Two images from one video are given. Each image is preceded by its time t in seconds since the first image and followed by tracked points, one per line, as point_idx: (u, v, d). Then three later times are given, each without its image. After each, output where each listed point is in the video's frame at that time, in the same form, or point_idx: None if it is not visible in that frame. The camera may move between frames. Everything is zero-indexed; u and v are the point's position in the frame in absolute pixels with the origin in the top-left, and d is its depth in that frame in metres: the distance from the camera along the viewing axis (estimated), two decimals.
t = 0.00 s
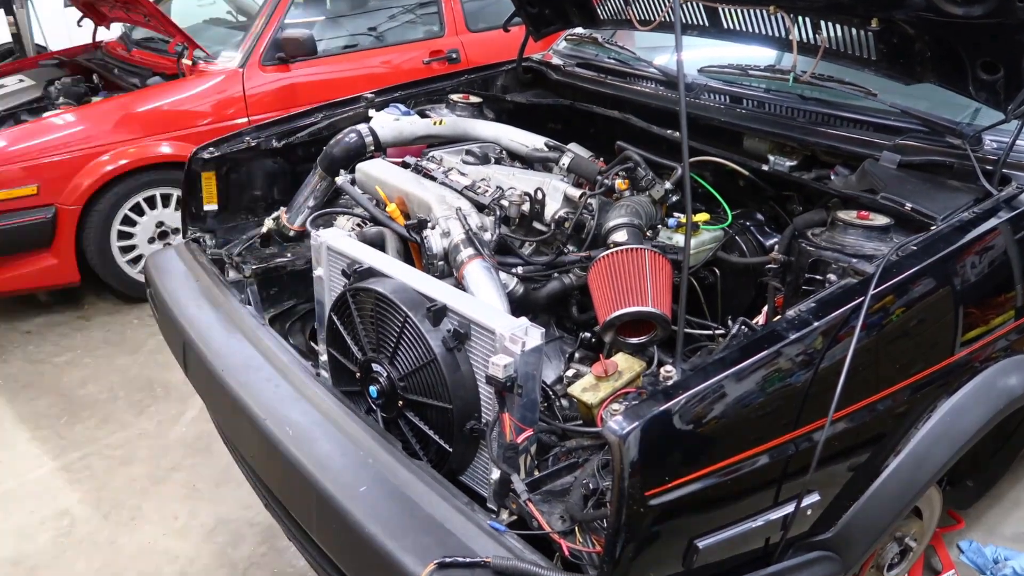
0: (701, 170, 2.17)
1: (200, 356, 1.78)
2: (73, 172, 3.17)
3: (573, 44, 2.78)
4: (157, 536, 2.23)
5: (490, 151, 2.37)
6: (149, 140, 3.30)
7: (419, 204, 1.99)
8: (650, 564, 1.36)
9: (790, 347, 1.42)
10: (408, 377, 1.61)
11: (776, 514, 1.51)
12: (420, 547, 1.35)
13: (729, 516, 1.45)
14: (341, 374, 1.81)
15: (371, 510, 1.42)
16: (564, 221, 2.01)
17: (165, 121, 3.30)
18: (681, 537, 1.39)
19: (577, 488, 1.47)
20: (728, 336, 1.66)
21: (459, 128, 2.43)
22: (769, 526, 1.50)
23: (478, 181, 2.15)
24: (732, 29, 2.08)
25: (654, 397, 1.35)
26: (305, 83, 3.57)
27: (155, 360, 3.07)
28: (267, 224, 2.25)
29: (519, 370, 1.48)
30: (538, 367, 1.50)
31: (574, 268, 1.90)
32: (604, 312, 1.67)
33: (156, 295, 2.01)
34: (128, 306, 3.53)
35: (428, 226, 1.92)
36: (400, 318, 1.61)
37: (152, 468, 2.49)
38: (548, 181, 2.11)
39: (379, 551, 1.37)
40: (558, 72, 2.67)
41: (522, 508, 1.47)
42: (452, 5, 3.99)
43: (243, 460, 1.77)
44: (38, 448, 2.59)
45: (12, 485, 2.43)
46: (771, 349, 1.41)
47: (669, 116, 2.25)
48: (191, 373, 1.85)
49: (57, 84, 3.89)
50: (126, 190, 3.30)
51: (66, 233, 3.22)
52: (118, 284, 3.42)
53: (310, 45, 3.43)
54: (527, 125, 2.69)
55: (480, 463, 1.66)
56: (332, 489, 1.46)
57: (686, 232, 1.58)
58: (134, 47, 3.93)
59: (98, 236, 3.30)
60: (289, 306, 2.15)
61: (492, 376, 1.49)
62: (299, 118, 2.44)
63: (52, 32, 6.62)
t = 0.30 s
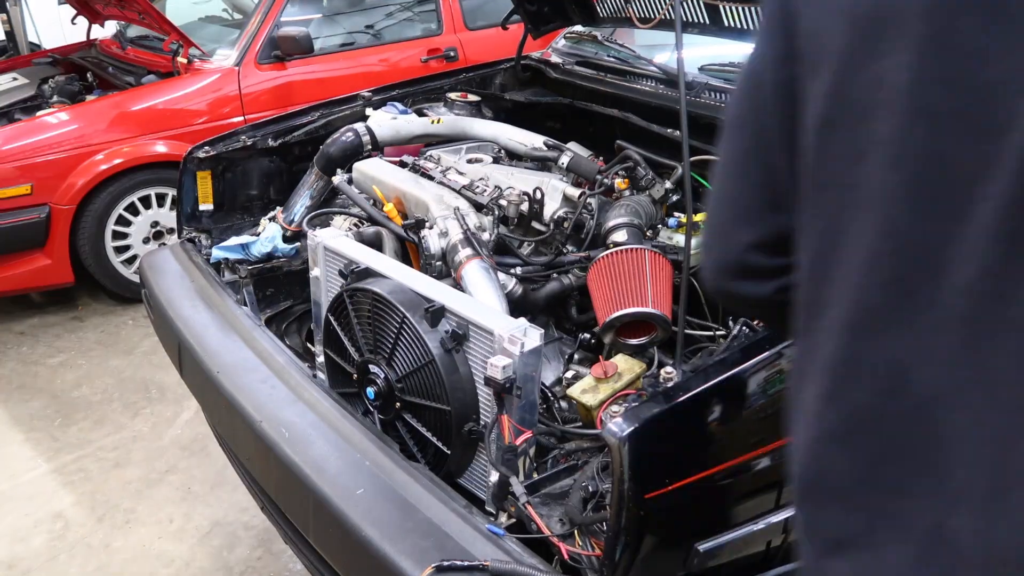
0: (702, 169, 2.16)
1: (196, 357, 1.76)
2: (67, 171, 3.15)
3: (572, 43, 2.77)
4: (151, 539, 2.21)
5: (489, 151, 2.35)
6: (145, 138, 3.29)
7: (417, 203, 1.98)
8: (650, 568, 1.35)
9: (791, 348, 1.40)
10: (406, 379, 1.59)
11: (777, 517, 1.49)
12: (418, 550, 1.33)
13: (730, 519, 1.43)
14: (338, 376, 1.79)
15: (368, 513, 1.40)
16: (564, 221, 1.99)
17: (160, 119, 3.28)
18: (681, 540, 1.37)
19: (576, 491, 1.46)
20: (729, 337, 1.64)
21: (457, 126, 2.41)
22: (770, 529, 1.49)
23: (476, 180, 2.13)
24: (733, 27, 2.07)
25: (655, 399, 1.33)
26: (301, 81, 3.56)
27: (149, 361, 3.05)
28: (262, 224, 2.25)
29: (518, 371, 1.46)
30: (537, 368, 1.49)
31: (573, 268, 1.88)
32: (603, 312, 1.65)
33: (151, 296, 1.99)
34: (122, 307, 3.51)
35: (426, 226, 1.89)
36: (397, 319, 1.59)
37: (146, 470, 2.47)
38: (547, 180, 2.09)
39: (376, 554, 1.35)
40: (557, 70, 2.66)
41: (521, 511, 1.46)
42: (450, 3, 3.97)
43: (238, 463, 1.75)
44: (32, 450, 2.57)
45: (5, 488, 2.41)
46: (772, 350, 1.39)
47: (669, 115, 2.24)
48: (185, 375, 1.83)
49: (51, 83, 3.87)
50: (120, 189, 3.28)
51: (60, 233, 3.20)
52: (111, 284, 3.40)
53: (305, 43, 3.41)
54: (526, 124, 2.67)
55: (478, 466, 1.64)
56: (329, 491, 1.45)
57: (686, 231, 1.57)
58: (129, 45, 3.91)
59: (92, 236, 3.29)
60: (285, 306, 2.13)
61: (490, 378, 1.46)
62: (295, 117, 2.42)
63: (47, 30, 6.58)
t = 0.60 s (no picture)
0: (702, 168, 2.14)
1: (191, 358, 1.74)
2: (61, 171, 3.13)
3: (571, 41, 2.75)
4: (146, 542, 2.19)
5: (488, 150, 2.33)
6: (140, 137, 3.27)
7: (414, 203, 1.96)
8: (649, 571, 1.33)
9: (793, 349, 1.38)
10: (404, 380, 1.58)
11: (779, 519, 1.47)
12: (416, 553, 1.31)
13: (732, 521, 1.41)
14: (335, 378, 1.77)
15: (365, 516, 1.38)
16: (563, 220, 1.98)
17: (155, 118, 3.26)
18: (681, 543, 1.35)
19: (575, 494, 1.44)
20: (730, 337, 1.63)
21: (455, 125, 2.39)
22: (772, 532, 1.47)
23: (475, 179, 2.11)
24: (734, 25, 2.06)
25: (655, 401, 1.31)
26: (297, 80, 3.54)
27: (144, 362, 3.04)
28: (258, 224, 2.23)
29: (516, 373, 1.44)
30: (536, 369, 1.47)
31: (573, 269, 1.86)
32: (603, 313, 1.63)
33: (146, 295, 1.97)
34: (116, 307, 3.49)
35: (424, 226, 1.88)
36: (394, 320, 1.57)
37: (141, 473, 2.46)
38: (546, 179, 2.08)
39: (374, 557, 1.33)
40: (557, 68, 2.64)
41: (519, 514, 1.43)
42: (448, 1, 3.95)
43: (234, 465, 1.73)
44: (25, 452, 2.55)
45: None
46: (774, 352, 1.37)
47: (670, 113, 2.22)
48: (181, 376, 1.81)
49: (45, 80, 3.85)
50: (115, 188, 3.26)
51: (54, 233, 3.18)
52: (105, 284, 3.38)
53: (302, 41, 3.41)
54: (525, 123, 2.66)
55: (477, 468, 1.62)
56: (326, 494, 1.43)
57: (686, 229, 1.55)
58: (123, 43, 3.89)
59: (87, 235, 3.27)
60: (281, 307, 2.11)
61: (488, 379, 1.44)
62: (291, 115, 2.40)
63: (40, 28, 6.54)
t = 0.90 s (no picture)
0: (703, 168, 2.12)
1: (187, 359, 1.73)
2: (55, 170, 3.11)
3: (571, 38, 2.72)
4: (141, 545, 2.18)
5: (486, 149, 2.31)
6: (135, 137, 3.25)
7: (412, 202, 1.94)
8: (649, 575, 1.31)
9: (794, 350, 1.36)
10: (401, 382, 1.56)
11: (780, 522, 1.46)
12: (413, 557, 1.30)
13: (733, 524, 1.40)
14: (331, 379, 1.75)
15: (363, 519, 1.37)
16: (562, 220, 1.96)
17: (150, 116, 3.25)
18: (681, 546, 1.34)
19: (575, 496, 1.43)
20: (731, 339, 1.61)
21: (453, 125, 2.38)
22: (773, 535, 1.45)
23: (473, 179, 2.10)
24: (735, 22, 2.05)
25: (655, 402, 1.29)
26: (293, 78, 3.52)
27: (139, 363, 3.02)
28: (254, 224, 2.22)
29: (515, 375, 1.43)
30: (535, 371, 1.45)
31: (572, 269, 1.84)
32: (602, 314, 1.62)
33: (140, 296, 1.96)
34: (111, 308, 3.47)
35: (422, 226, 1.86)
36: (392, 321, 1.56)
37: (136, 475, 2.44)
38: (544, 179, 2.06)
39: (372, 561, 1.32)
40: (556, 67, 2.62)
41: (518, 517, 1.41)
42: None
43: (229, 467, 1.71)
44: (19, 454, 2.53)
45: None
46: (775, 353, 1.35)
47: (670, 111, 2.21)
48: (176, 378, 1.79)
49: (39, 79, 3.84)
50: (110, 187, 3.24)
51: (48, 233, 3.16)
52: (99, 285, 3.36)
53: (298, 39, 3.36)
54: (524, 122, 2.64)
55: (475, 470, 1.60)
56: (323, 497, 1.41)
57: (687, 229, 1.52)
58: (117, 41, 3.88)
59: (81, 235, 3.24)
60: (277, 308, 2.09)
61: (486, 381, 1.42)
62: (288, 114, 2.39)
63: (35, 28, 6.52)
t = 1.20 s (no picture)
0: (703, 167, 2.11)
1: (182, 361, 1.71)
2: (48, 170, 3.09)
3: (570, 36, 2.69)
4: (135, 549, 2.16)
5: (485, 148, 2.29)
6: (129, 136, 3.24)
7: (409, 202, 1.92)
8: None
9: (796, 351, 1.35)
10: (398, 383, 1.54)
11: (782, 525, 1.44)
12: (411, 560, 1.28)
13: (734, 527, 1.38)
14: (328, 380, 1.73)
15: (360, 522, 1.35)
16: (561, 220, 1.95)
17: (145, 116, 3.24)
18: (682, 550, 1.32)
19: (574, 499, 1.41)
20: (732, 340, 1.59)
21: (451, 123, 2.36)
22: (774, 538, 1.43)
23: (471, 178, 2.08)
24: (736, 20, 2.03)
25: (656, 404, 1.27)
26: (289, 75, 3.49)
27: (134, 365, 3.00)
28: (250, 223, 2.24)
29: (514, 376, 1.41)
30: (534, 372, 1.44)
31: (572, 269, 1.82)
32: (601, 315, 1.60)
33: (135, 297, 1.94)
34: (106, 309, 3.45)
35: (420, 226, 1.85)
36: (389, 321, 1.54)
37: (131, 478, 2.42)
38: (544, 178, 2.04)
39: (369, 564, 1.30)
40: (556, 65, 2.60)
41: (517, 520, 1.39)
42: None
43: (225, 469, 1.70)
44: (12, 456, 2.51)
45: None
46: (777, 354, 1.34)
47: (671, 110, 2.20)
48: (171, 379, 1.78)
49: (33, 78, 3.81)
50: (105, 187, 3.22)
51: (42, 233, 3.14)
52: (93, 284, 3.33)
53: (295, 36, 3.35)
54: (522, 121, 2.63)
55: (473, 473, 1.59)
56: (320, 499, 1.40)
57: (689, 229, 1.50)
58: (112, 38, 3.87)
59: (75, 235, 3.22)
60: (273, 309, 2.07)
61: (484, 382, 1.41)
62: (284, 113, 2.38)
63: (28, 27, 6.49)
